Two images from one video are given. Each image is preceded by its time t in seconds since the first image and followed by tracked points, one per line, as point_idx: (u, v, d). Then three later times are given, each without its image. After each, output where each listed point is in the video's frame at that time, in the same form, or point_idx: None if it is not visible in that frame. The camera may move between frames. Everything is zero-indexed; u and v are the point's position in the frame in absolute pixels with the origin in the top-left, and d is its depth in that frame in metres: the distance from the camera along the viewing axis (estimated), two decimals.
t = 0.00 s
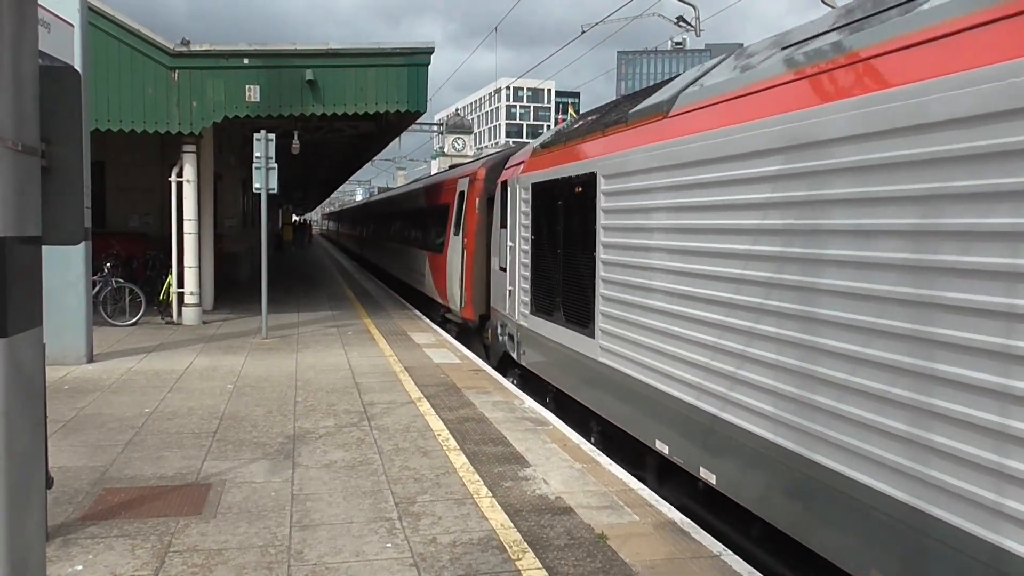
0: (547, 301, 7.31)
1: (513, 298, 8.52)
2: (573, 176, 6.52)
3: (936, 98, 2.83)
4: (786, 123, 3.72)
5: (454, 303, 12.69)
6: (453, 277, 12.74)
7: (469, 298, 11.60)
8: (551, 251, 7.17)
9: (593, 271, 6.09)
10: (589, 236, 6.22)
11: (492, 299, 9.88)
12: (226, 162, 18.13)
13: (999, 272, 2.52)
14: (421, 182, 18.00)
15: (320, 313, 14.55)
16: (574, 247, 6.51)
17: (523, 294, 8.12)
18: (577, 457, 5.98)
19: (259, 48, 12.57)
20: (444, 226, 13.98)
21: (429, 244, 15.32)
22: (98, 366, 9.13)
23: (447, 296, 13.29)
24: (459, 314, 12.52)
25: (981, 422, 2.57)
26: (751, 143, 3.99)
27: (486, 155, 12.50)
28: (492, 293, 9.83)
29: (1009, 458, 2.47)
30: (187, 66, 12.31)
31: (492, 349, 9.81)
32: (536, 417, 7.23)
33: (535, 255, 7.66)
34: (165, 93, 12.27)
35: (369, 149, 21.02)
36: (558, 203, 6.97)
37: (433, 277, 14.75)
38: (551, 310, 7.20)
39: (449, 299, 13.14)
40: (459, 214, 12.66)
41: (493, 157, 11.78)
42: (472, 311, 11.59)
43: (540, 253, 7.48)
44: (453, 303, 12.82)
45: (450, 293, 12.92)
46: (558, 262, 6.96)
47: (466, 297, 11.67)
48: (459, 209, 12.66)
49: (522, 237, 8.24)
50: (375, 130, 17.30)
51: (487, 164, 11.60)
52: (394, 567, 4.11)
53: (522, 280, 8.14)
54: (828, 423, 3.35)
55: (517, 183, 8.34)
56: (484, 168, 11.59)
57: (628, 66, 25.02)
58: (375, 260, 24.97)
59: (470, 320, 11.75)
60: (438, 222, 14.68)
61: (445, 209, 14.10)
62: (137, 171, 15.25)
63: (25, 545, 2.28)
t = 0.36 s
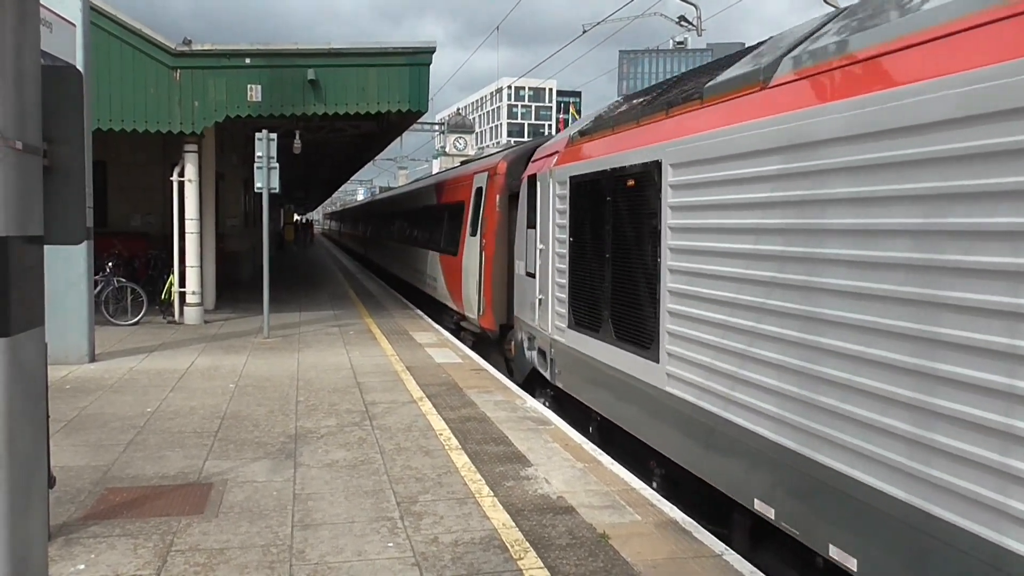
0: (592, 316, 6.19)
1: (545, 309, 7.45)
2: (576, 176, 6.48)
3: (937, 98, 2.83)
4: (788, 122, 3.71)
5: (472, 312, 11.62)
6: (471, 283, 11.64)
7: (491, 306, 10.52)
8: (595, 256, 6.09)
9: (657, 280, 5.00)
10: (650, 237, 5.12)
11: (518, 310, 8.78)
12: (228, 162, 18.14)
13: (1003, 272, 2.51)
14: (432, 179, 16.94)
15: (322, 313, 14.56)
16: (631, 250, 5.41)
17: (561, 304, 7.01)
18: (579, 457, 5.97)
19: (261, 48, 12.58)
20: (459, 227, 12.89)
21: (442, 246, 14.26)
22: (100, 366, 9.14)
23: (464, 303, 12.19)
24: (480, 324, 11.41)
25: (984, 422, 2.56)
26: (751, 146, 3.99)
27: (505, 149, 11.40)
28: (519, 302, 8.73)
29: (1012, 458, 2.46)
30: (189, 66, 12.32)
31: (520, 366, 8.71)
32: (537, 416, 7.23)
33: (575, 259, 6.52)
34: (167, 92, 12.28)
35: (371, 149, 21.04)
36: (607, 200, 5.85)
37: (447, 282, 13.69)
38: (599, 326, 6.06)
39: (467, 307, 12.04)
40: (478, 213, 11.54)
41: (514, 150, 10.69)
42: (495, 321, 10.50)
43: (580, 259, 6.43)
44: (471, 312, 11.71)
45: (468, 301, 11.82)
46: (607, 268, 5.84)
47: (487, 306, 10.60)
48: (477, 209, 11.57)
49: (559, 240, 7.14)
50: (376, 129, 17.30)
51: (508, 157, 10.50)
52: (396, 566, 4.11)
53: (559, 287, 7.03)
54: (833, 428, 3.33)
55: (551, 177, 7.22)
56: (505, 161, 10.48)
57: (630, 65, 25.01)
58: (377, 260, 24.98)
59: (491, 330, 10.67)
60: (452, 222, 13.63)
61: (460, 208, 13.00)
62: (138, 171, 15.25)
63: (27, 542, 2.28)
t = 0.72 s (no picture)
0: (654, 331, 5.09)
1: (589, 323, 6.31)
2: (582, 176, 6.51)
3: (942, 94, 2.80)
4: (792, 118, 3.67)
5: (490, 320, 10.38)
6: (489, 289, 10.37)
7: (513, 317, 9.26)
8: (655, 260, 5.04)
9: (760, 289, 3.87)
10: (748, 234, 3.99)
11: (550, 322, 7.57)
12: (229, 163, 18.15)
13: (1007, 269, 2.50)
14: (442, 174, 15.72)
15: (323, 313, 14.57)
16: (714, 251, 4.29)
17: (612, 318, 5.80)
18: (582, 456, 5.97)
19: (261, 49, 12.58)
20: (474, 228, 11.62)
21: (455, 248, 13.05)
22: (102, 368, 9.14)
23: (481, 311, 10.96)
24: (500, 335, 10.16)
25: (990, 419, 2.56)
26: (750, 144, 3.98)
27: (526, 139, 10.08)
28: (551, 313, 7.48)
29: (1017, 454, 2.46)
30: (190, 67, 12.32)
31: (553, 387, 7.51)
32: (540, 415, 7.23)
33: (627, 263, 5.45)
34: (168, 93, 12.28)
35: (371, 149, 21.05)
36: (676, 191, 4.76)
37: (462, 288, 12.44)
38: (666, 343, 4.93)
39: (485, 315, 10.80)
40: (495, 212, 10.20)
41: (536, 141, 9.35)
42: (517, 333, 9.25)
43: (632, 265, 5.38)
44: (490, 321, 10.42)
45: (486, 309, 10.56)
46: (677, 274, 4.74)
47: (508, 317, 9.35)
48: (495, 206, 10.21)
49: (606, 243, 5.89)
50: (377, 129, 17.32)
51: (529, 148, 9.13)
52: (400, 566, 4.11)
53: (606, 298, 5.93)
54: (836, 425, 3.32)
55: (597, 165, 6.11)
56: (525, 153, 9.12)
57: (629, 64, 25.05)
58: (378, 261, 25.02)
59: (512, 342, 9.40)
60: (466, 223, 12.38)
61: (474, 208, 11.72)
62: (140, 173, 15.26)
63: (32, 543, 2.28)
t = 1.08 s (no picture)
0: (745, 363, 4.03)
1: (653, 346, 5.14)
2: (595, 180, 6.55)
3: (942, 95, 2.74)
4: (792, 120, 3.60)
5: (517, 333, 9.18)
6: (517, 299, 9.15)
7: (546, 330, 8.02)
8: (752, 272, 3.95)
9: (940, 319, 2.75)
10: (914, 228, 2.90)
11: (597, 341, 6.41)
12: (230, 162, 18.16)
13: (1008, 269, 2.46)
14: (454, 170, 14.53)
15: (324, 313, 14.57)
16: (858, 265, 3.19)
17: (686, 342, 4.67)
18: (583, 455, 5.97)
19: (262, 48, 12.57)
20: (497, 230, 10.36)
21: (473, 250, 11.83)
22: (103, 367, 9.14)
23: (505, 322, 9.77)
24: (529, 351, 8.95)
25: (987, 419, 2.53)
26: (851, 127, 3.20)
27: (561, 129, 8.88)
28: (601, 331, 6.32)
29: (1016, 453, 2.44)
30: (190, 67, 12.31)
31: (602, 417, 6.36)
32: (541, 415, 7.23)
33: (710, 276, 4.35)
34: (168, 93, 12.27)
35: (371, 148, 21.05)
36: (789, 184, 3.63)
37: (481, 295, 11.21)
38: (775, 379, 3.79)
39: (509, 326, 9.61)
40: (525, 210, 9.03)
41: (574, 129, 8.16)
42: (550, 348, 8.00)
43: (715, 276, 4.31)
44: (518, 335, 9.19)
45: (513, 319, 9.33)
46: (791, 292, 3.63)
47: (540, 331, 8.15)
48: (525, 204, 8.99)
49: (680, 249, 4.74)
50: (378, 129, 17.34)
51: (567, 136, 7.93)
52: (400, 565, 4.11)
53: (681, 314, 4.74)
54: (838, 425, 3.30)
55: (662, 153, 4.94)
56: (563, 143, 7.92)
57: (630, 64, 25.06)
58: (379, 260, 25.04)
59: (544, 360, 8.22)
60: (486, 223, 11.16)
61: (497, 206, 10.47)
62: (140, 172, 15.26)
63: (34, 543, 2.29)
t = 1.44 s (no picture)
0: (889, 406, 3.04)
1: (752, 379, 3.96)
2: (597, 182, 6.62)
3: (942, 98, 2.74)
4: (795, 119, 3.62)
5: (548, 350, 7.91)
6: (549, 311, 7.83)
7: (588, 348, 6.72)
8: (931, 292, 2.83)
9: None
10: None
11: (663, 368, 5.21)
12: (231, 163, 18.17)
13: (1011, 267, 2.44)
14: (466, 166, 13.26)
15: (325, 314, 14.58)
16: None
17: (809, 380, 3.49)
18: (585, 455, 5.97)
19: (262, 49, 12.58)
20: (523, 231, 9.05)
21: (492, 252, 10.52)
22: (105, 368, 9.15)
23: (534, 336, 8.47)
24: (563, 371, 7.68)
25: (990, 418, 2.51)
26: None
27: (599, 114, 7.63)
28: (667, 357, 5.16)
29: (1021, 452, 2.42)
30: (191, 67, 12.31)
31: (671, 462, 5.15)
32: (543, 415, 7.23)
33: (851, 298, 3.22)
34: (169, 94, 12.28)
35: (372, 149, 21.08)
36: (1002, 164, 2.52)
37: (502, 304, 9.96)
38: (978, 446, 2.61)
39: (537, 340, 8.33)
40: (558, 209, 7.73)
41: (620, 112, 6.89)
42: (593, 370, 6.70)
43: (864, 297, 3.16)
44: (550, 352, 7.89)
45: (545, 334, 8.01)
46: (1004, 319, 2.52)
47: (580, 351, 6.86)
48: (558, 201, 7.71)
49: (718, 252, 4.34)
50: (379, 130, 17.35)
51: (612, 121, 6.66)
52: (403, 565, 4.12)
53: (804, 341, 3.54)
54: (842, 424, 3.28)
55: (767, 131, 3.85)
56: (607, 129, 6.64)
57: (631, 63, 25.05)
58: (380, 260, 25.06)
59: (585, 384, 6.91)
60: (507, 223, 9.89)
61: (522, 205, 9.14)
62: (142, 173, 15.28)
63: (36, 545, 2.28)
